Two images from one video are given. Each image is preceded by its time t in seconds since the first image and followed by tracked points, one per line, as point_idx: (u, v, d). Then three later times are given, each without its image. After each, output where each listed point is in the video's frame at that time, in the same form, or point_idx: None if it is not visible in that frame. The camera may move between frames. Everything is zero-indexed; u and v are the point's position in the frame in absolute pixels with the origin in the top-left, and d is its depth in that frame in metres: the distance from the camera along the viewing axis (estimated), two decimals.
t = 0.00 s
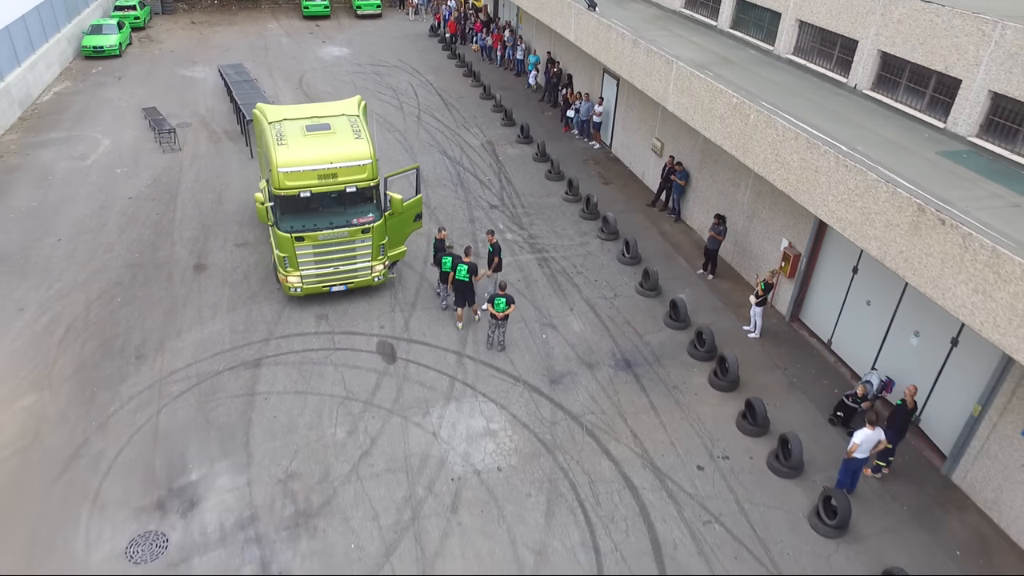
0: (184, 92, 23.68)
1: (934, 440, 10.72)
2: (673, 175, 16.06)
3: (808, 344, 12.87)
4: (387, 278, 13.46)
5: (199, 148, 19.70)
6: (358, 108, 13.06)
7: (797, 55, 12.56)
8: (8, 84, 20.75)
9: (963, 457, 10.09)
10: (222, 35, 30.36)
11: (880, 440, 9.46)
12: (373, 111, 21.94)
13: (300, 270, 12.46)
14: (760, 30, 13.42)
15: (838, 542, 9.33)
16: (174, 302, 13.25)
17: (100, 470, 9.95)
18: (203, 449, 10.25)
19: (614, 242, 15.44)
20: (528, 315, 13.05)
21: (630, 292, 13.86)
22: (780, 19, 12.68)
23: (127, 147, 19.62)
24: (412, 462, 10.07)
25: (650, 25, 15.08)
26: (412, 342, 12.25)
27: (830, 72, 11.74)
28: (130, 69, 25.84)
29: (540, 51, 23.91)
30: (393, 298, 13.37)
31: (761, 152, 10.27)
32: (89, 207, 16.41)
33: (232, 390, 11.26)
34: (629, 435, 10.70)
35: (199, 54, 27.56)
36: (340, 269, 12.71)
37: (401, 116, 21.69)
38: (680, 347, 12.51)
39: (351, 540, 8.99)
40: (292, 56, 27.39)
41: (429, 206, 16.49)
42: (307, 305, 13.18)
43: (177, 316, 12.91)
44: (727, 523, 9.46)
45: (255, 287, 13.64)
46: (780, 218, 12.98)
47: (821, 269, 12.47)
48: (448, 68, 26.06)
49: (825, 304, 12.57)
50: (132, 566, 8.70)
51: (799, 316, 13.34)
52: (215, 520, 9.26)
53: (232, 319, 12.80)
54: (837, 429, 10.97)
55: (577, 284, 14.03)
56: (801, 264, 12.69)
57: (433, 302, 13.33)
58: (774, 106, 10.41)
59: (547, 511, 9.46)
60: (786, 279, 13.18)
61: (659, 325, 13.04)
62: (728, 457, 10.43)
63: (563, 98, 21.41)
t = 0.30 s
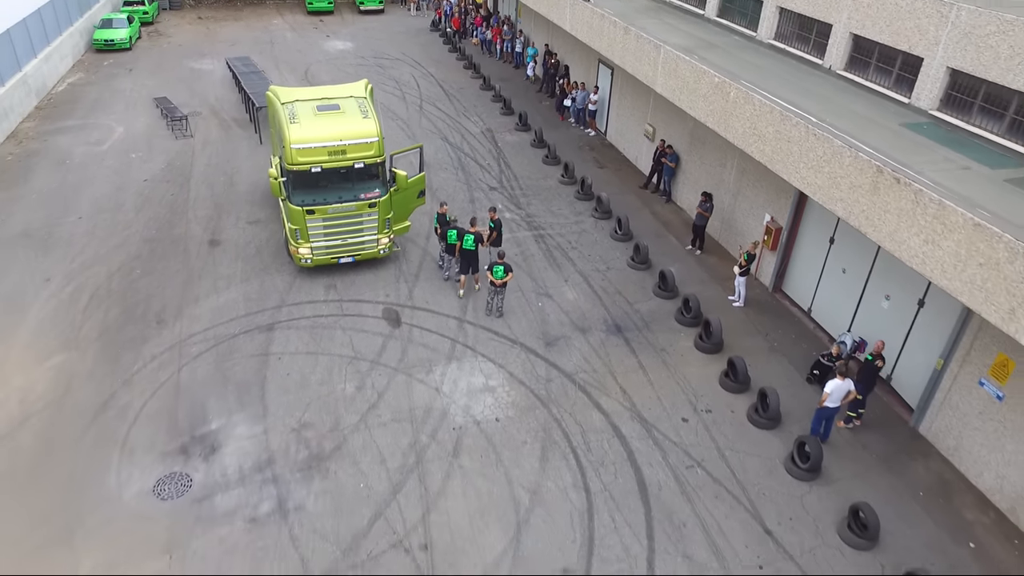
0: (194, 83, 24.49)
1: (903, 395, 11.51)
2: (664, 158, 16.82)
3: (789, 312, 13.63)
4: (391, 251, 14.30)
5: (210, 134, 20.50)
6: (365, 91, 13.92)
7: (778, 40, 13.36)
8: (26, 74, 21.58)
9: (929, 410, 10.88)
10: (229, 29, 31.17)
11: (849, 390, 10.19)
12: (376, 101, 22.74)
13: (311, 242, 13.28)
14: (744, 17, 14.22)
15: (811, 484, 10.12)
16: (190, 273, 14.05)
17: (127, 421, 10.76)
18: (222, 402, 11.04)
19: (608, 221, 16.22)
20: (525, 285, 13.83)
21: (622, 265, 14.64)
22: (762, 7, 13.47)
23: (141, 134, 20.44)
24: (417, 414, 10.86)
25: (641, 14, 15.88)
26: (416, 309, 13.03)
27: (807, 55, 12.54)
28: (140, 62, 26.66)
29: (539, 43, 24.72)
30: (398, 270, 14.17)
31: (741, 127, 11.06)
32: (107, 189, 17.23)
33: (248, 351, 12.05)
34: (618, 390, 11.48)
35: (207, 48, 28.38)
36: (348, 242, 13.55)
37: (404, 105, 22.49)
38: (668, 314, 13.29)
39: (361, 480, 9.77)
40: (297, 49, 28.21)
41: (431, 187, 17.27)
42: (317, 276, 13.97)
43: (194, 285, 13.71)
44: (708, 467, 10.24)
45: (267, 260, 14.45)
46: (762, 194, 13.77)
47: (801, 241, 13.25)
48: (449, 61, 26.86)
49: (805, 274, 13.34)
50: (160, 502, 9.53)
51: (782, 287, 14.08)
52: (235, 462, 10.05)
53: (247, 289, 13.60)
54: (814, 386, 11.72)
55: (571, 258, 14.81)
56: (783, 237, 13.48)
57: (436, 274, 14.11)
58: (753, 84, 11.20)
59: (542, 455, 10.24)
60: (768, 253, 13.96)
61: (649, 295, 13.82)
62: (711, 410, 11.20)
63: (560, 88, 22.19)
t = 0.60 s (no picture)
0: (203, 75, 25.33)
1: (876, 355, 12.34)
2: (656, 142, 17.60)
3: (772, 283, 14.46)
4: (397, 226, 15.16)
5: (221, 122, 21.34)
6: (372, 76, 14.83)
7: (761, 27, 14.20)
8: (43, 65, 22.42)
9: (898, 366, 11.72)
10: (236, 24, 32.02)
11: (823, 345, 10.99)
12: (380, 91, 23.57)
13: (322, 216, 14.14)
14: (730, 6, 15.05)
15: (787, 432, 10.94)
16: (207, 247, 14.88)
17: (152, 375, 11.60)
18: (241, 360, 11.88)
19: (602, 201, 17.06)
20: (524, 258, 14.66)
21: (615, 240, 15.47)
22: None
23: (155, 122, 21.28)
24: (422, 369, 11.69)
25: (633, 4, 16.72)
26: (420, 279, 13.86)
27: (787, 39, 13.40)
28: (151, 54, 27.51)
29: (538, 36, 25.57)
30: (403, 244, 15.01)
31: (723, 104, 11.91)
32: (124, 171, 18.07)
33: (264, 315, 12.89)
34: (610, 350, 12.31)
35: (216, 41, 29.24)
36: (357, 216, 14.41)
37: (407, 95, 23.33)
38: (658, 284, 14.12)
39: (371, 426, 10.61)
40: (303, 43, 29.06)
41: (434, 170, 18.10)
42: (327, 250, 14.81)
43: (210, 258, 14.54)
44: (692, 416, 11.06)
45: (280, 235, 15.29)
46: (747, 173, 14.61)
47: (783, 216, 14.08)
48: (451, 54, 27.71)
49: (786, 246, 14.17)
50: (186, 444, 10.38)
51: (766, 260, 14.91)
52: (255, 411, 10.88)
53: (261, 261, 14.44)
54: (792, 347, 12.55)
55: (567, 234, 15.65)
56: (766, 212, 14.31)
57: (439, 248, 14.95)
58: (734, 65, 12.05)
59: (538, 406, 11.07)
60: (753, 227, 14.79)
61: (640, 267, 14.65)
62: (696, 367, 12.03)
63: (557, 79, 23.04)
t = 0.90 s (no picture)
0: (214, 66, 26.23)
1: (852, 319, 13.21)
2: (649, 127, 18.46)
3: (757, 256, 15.33)
4: (403, 203, 16.05)
5: (233, 110, 22.24)
6: (380, 62, 15.72)
7: (747, 15, 15.08)
8: (61, 55, 23.32)
9: (871, 327, 12.59)
10: (244, 19, 32.94)
11: (800, 306, 11.86)
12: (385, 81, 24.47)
13: (333, 192, 15.01)
14: None
15: (767, 385, 11.81)
16: (224, 222, 15.77)
17: (177, 335, 12.47)
18: (260, 321, 12.77)
19: (598, 182, 17.93)
20: (523, 234, 15.53)
21: (610, 218, 16.35)
22: None
23: (169, 110, 22.18)
24: (428, 330, 12.58)
25: None
26: (426, 252, 14.74)
27: (771, 26, 14.28)
28: (163, 47, 28.44)
29: (537, 30, 26.52)
30: (409, 221, 15.89)
31: (708, 84, 12.81)
32: (143, 155, 18.99)
33: (280, 283, 13.78)
34: (603, 314, 13.18)
35: (225, 35, 30.15)
36: (366, 193, 15.30)
37: (411, 85, 24.22)
38: (650, 257, 14.99)
39: (381, 379, 11.48)
40: (310, 36, 29.98)
41: (438, 154, 18.98)
42: (337, 225, 15.69)
43: (228, 232, 15.43)
44: (679, 372, 11.92)
45: (292, 213, 16.18)
46: (734, 153, 15.49)
47: (767, 192, 14.94)
48: (453, 47, 28.61)
49: (771, 221, 15.04)
50: (211, 394, 11.28)
51: (752, 236, 15.78)
52: (273, 366, 11.76)
53: (276, 236, 15.34)
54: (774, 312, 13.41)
55: (565, 212, 16.53)
56: (751, 189, 15.18)
57: (443, 224, 15.83)
58: (719, 48, 12.95)
59: (536, 362, 11.94)
60: (739, 204, 15.67)
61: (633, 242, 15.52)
62: (683, 329, 12.90)
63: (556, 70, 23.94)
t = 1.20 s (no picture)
0: (224, 58, 27.15)
1: (829, 286, 14.11)
2: (643, 113, 19.38)
3: (743, 231, 16.24)
4: (409, 181, 16.96)
5: (243, 98, 23.15)
6: (388, 49, 16.66)
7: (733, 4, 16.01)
8: (78, 46, 24.25)
9: (847, 292, 13.49)
10: (251, 13, 33.87)
11: (779, 270, 12.78)
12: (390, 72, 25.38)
13: (343, 170, 15.93)
14: None
15: (748, 344, 12.70)
16: (239, 199, 16.68)
17: (198, 298, 13.38)
18: (276, 287, 13.69)
19: (593, 164, 18.84)
20: (522, 210, 16.44)
21: (604, 196, 17.26)
22: None
23: (182, 98, 23.11)
24: (433, 295, 13.48)
25: None
26: (431, 226, 15.65)
27: (755, 14, 15.23)
28: (173, 40, 29.37)
29: (536, 23, 27.45)
30: (414, 199, 16.80)
31: (695, 66, 13.74)
32: (159, 139, 19.90)
33: (294, 253, 14.69)
34: (597, 282, 14.08)
35: (233, 28, 31.08)
36: (374, 171, 16.22)
37: (415, 76, 25.14)
38: (642, 231, 15.89)
39: (390, 336, 12.39)
40: (316, 30, 30.90)
41: (441, 138, 19.89)
42: (346, 202, 16.60)
43: (243, 208, 16.34)
44: (667, 331, 12.82)
45: (304, 191, 17.09)
46: (721, 134, 16.40)
47: (752, 170, 15.85)
48: (455, 40, 29.53)
49: (755, 198, 15.94)
50: (232, 349, 12.18)
51: (738, 212, 16.68)
52: (290, 325, 12.67)
53: (289, 212, 16.25)
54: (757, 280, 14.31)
55: (562, 191, 17.44)
56: (737, 168, 16.09)
57: (447, 201, 16.74)
58: (705, 33, 13.88)
59: (534, 323, 12.85)
60: (727, 183, 16.57)
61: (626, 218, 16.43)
62: (672, 295, 13.80)
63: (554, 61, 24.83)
